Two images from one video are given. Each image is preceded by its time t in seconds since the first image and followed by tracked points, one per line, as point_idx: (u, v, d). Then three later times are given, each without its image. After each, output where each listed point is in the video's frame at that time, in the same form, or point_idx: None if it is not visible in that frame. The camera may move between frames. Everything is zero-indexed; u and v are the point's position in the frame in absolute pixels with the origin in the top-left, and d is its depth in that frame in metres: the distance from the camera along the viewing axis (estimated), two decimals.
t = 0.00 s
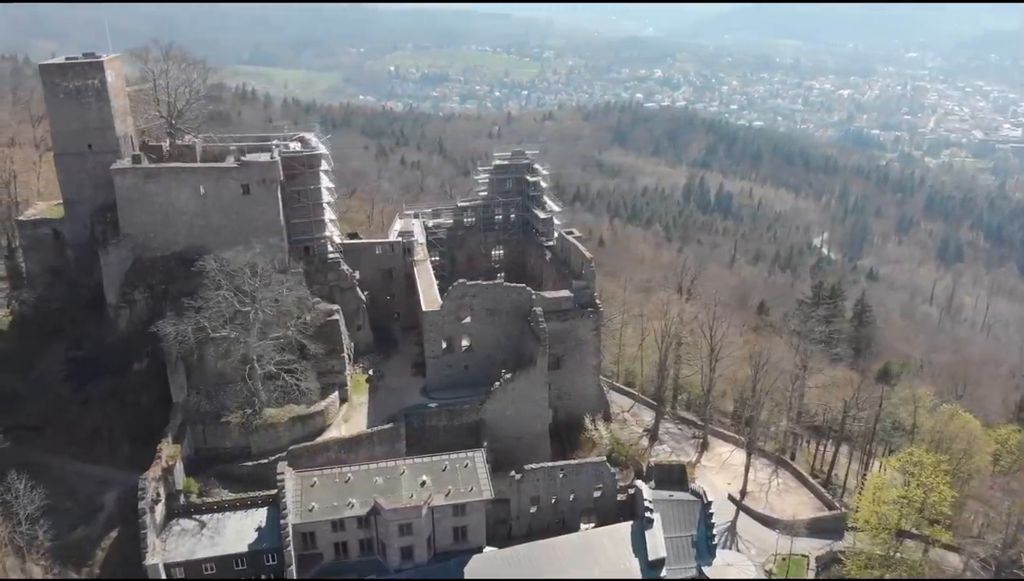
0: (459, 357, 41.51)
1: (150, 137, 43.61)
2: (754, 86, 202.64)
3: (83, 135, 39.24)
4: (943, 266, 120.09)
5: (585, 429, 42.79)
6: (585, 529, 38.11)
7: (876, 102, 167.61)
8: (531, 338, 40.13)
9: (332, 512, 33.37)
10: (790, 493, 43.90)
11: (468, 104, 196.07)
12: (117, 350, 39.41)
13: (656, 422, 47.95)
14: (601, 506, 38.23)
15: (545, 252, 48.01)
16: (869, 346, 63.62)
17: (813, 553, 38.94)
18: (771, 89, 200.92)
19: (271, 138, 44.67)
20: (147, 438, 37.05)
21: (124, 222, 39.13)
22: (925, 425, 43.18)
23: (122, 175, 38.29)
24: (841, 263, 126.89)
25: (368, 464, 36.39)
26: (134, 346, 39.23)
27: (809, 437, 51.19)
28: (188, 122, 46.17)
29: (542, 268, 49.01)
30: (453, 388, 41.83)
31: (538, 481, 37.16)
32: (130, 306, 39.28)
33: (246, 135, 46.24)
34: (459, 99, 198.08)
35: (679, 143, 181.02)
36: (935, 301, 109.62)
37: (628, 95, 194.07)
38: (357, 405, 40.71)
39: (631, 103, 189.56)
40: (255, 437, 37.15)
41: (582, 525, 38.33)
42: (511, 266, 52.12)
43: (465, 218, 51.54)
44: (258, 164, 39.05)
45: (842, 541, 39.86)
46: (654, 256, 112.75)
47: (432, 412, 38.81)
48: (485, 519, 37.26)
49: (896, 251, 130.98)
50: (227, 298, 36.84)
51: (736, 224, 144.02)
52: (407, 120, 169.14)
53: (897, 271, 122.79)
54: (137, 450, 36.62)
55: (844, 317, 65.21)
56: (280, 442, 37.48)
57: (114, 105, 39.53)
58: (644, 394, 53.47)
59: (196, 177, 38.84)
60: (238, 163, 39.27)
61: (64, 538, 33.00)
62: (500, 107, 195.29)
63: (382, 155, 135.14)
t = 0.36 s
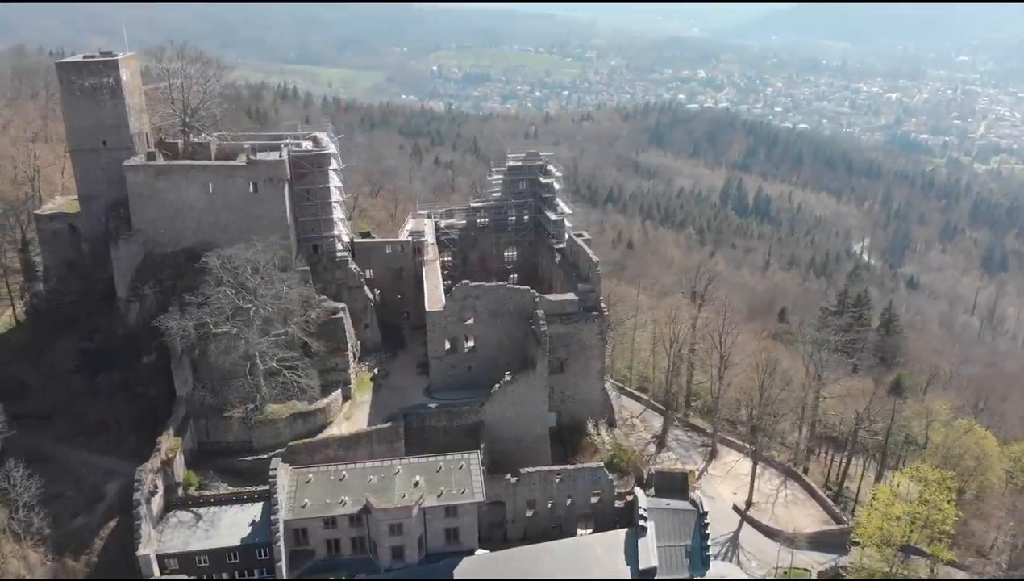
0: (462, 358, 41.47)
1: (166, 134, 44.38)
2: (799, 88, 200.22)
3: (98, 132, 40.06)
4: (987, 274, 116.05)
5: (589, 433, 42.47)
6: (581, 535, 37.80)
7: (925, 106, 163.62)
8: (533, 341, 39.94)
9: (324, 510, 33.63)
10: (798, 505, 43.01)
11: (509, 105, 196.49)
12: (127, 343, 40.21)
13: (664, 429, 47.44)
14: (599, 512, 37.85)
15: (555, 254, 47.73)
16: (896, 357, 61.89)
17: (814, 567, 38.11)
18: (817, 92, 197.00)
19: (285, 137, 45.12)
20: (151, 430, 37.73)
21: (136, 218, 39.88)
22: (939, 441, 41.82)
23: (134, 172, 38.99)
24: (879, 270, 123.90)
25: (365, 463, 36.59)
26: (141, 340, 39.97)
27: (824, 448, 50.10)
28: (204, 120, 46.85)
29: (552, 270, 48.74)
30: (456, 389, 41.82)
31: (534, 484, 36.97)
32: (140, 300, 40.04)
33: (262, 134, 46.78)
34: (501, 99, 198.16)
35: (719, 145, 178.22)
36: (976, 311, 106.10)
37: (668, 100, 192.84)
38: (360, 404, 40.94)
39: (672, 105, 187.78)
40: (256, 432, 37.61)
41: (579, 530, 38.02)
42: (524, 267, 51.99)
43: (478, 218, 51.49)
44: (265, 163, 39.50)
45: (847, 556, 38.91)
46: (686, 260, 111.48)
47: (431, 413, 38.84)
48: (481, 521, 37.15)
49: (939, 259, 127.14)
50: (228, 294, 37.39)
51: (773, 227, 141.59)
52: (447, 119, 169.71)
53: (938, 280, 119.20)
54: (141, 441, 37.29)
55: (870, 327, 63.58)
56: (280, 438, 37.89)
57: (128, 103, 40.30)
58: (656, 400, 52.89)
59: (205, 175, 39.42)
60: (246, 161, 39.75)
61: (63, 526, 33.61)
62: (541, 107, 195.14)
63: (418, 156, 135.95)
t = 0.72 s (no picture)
0: (465, 359, 41.46)
1: (183, 132, 45.15)
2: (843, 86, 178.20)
3: (114, 129, 40.91)
4: None
5: (591, 438, 42.15)
6: (578, 540, 37.50)
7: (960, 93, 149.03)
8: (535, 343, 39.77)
9: (318, 506, 33.92)
10: (806, 517, 42.10)
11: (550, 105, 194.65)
12: (137, 336, 40.96)
13: (673, 435, 46.80)
14: (596, 518, 37.50)
15: (565, 256, 47.35)
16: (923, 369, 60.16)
17: None
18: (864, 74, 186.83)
19: (299, 135, 45.53)
20: (157, 422, 38.43)
21: (149, 213, 40.62)
22: (953, 457, 40.45)
23: (147, 168, 39.73)
24: (920, 277, 120.56)
25: (362, 461, 36.79)
26: (152, 333, 40.69)
27: (837, 461, 49.13)
28: (221, 119, 47.52)
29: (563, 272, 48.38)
30: (458, 390, 41.83)
31: (529, 487, 36.79)
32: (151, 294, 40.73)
33: (277, 132, 47.26)
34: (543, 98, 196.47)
35: (760, 148, 174.13)
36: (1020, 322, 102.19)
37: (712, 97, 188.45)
38: (364, 401, 41.14)
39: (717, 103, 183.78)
40: (260, 427, 38.12)
41: (576, 535, 37.73)
42: (537, 269, 51.70)
43: (492, 219, 51.39)
44: (274, 161, 39.94)
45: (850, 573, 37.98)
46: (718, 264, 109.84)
47: (431, 413, 38.90)
48: (477, 523, 37.09)
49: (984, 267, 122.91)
50: (232, 290, 37.97)
51: (812, 232, 138.78)
52: (486, 119, 169.05)
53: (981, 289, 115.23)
54: (147, 433, 38.00)
55: (897, 337, 61.88)
56: (283, 433, 38.37)
57: (144, 100, 41.08)
58: (670, 406, 52.33)
59: (215, 173, 40.00)
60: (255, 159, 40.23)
61: (67, 514, 34.33)
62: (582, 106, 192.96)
63: (453, 156, 135.85)
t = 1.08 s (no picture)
0: (467, 359, 41.37)
1: (198, 130, 45.76)
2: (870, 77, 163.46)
3: (127, 126, 41.65)
4: None
5: (592, 442, 41.85)
6: (573, 544, 37.26)
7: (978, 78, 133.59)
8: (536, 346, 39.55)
9: (310, 503, 34.16)
10: (811, 528, 41.30)
11: (587, 105, 192.92)
12: (147, 330, 41.65)
13: (679, 441, 46.23)
14: (592, 523, 37.21)
15: (573, 258, 47.01)
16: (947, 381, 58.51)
17: None
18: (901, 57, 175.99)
19: (310, 134, 45.83)
20: (162, 416, 39.01)
21: (159, 210, 41.24)
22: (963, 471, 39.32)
23: (158, 165, 40.33)
24: (957, 285, 117.17)
25: (359, 459, 36.95)
26: (160, 327, 41.33)
27: (850, 473, 48.10)
28: (235, 117, 48.05)
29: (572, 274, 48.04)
30: (460, 390, 41.81)
31: (525, 490, 36.63)
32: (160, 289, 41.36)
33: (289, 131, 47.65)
34: (580, 98, 195.04)
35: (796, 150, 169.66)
36: None
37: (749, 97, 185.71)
38: (366, 399, 41.31)
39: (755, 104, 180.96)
40: (261, 423, 38.47)
41: (572, 540, 37.48)
42: (547, 270, 51.43)
43: (503, 220, 51.22)
44: (280, 160, 40.28)
45: None
46: (746, 268, 108.26)
47: (430, 413, 38.91)
48: (472, 524, 37.04)
49: None
50: (235, 287, 38.41)
51: (847, 237, 136.16)
52: (518, 118, 168.32)
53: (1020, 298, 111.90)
54: (151, 426, 38.60)
55: (920, 347, 60.30)
56: (284, 429, 38.70)
57: (157, 98, 41.79)
58: (680, 412, 51.70)
59: (223, 170, 40.47)
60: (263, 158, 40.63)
61: (68, 503, 35.04)
62: (619, 107, 190.52)
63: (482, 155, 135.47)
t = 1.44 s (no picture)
0: (469, 360, 41.32)
1: (212, 127, 46.44)
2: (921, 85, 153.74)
3: (142, 123, 42.42)
4: None
5: (594, 446, 41.53)
6: (568, 549, 37.00)
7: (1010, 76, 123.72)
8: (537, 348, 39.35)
9: (303, 499, 34.44)
10: (815, 540, 40.43)
11: (628, 104, 190.78)
12: (157, 323, 42.39)
13: (686, 448, 45.60)
14: (587, 529, 36.90)
15: (583, 260, 46.64)
16: (973, 394, 56.74)
17: None
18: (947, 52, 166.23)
19: (322, 132, 46.28)
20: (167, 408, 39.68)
21: (170, 205, 41.91)
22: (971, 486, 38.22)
23: (169, 162, 40.92)
24: (999, 295, 113.55)
25: (356, 457, 37.15)
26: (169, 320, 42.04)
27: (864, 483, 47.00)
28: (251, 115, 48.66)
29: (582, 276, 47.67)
30: (462, 391, 41.78)
31: (519, 493, 36.47)
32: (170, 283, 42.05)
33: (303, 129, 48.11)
34: (619, 97, 193.20)
35: (838, 153, 163.91)
36: None
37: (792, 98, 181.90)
38: (369, 397, 41.56)
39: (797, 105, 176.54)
40: (264, 417, 38.86)
41: (567, 544, 37.22)
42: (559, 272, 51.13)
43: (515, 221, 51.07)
44: (288, 157, 40.76)
45: None
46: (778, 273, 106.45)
47: (430, 412, 38.92)
48: (466, 525, 37.00)
49: None
50: (237, 282, 38.93)
51: (886, 243, 133.07)
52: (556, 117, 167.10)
53: None
54: (155, 417, 39.28)
55: (946, 359, 58.61)
56: (285, 424, 39.01)
57: (171, 96, 42.51)
58: (692, 418, 51.01)
59: (233, 167, 41.01)
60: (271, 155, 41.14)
61: (72, 491, 35.82)
62: (660, 108, 187.49)
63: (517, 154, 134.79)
